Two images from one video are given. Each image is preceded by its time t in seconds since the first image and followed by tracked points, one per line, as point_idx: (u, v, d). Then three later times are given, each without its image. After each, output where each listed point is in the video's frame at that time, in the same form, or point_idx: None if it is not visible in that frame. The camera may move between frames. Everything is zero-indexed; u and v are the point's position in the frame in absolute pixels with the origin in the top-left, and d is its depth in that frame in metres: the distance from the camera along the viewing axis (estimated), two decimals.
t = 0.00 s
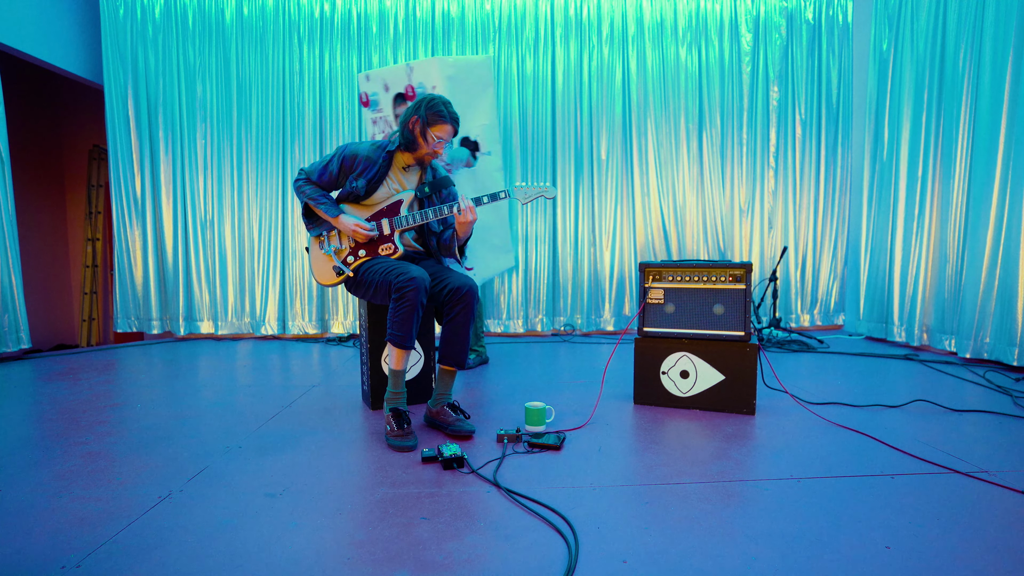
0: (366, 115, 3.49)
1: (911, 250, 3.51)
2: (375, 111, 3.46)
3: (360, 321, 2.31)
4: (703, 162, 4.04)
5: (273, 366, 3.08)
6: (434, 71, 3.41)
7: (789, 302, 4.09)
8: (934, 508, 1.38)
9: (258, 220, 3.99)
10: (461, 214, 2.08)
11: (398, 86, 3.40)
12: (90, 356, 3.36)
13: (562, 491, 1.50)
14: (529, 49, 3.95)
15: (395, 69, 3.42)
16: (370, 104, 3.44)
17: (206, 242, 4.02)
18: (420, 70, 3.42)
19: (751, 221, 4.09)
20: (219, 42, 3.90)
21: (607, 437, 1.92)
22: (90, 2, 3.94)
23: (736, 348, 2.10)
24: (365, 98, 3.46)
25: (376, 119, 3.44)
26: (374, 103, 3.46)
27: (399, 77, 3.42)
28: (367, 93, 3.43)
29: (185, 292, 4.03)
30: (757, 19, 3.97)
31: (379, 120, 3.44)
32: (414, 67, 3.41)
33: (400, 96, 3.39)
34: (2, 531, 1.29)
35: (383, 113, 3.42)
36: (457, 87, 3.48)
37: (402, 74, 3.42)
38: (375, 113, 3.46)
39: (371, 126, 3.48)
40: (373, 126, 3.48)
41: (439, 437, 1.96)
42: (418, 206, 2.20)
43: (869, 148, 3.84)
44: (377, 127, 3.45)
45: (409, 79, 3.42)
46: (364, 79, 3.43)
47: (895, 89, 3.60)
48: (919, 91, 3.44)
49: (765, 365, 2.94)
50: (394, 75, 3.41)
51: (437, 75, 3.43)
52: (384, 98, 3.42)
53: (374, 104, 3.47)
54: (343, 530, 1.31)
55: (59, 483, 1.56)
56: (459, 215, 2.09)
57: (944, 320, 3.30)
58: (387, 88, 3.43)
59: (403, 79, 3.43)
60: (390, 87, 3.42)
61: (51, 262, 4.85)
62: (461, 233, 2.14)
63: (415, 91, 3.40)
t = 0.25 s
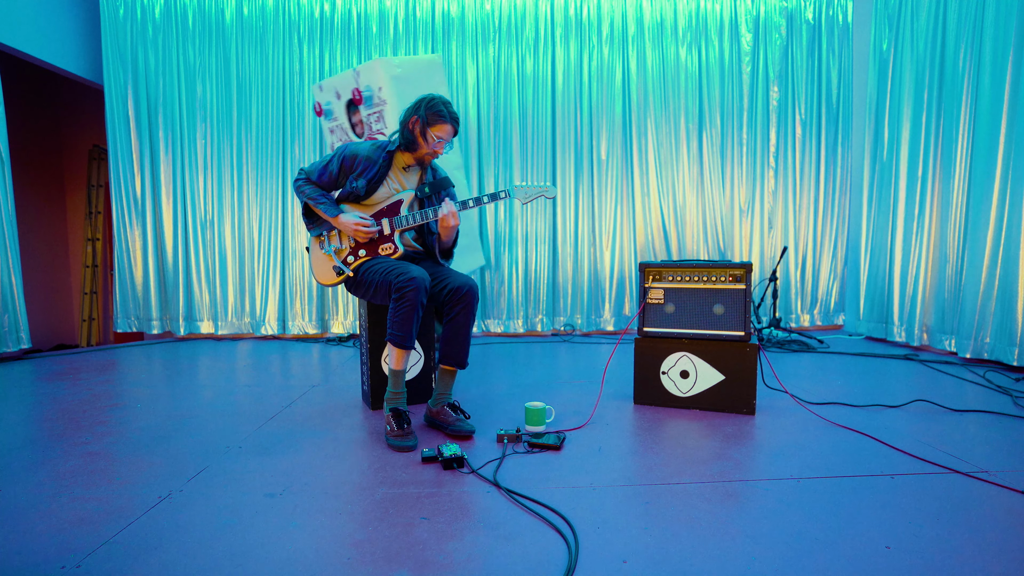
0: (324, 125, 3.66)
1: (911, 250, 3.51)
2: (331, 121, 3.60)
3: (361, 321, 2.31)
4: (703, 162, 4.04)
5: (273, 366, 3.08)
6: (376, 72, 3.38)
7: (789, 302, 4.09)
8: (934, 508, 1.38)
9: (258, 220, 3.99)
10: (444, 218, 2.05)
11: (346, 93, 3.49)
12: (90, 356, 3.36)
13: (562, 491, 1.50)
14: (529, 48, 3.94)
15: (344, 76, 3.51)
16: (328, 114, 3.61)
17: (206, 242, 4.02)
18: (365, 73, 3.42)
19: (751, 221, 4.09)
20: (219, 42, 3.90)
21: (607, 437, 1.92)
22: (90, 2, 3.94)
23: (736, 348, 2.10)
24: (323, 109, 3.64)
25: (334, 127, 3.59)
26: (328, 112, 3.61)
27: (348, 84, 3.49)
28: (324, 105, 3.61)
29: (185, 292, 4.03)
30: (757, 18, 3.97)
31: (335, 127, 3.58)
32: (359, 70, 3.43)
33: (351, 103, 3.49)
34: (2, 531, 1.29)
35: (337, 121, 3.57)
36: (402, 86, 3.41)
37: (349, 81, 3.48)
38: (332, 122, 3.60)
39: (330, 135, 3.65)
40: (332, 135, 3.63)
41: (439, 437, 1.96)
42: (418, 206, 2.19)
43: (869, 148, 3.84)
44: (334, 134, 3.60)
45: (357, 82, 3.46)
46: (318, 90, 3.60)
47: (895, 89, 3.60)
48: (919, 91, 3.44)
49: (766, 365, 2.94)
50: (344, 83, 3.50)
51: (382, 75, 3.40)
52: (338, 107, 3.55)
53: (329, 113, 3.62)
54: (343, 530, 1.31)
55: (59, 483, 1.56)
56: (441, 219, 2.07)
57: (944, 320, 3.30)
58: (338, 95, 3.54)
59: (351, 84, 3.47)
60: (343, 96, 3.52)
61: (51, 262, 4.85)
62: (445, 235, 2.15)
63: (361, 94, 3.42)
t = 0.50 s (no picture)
0: (295, 116, 3.58)
1: (911, 250, 3.51)
2: (303, 112, 3.55)
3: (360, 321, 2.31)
4: (703, 163, 4.04)
5: (273, 366, 3.08)
6: (365, 73, 3.37)
7: (789, 302, 4.09)
8: (934, 508, 1.39)
9: (258, 220, 3.99)
10: (440, 218, 2.04)
11: (325, 87, 3.46)
12: (89, 356, 3.36)
13: (562, 491, 1.50)
14: (529, 48, 3.94)
15: (325, 69, 3.45)
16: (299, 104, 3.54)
17: (206, 242, 4.02)
18: (350, 71, 3.40)
19: (751, 221, 4.09)
20: (219, 42, 3.90)
21: (607, 437, 1.92)
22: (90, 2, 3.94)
23: (735, 348, 2.10)
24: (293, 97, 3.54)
25: (306, 120, 3.56)
26: (301, 104, 3.53)
27: (329, 78, 3.45)
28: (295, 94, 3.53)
29: (185, 292, 4.03)
30: (757, 19, 3.97)
31: (309, 122, 3.56)
32: (345, 67, 3.41)
33: (330, 98, 3.47)
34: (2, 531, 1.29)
35: (311, 114, 3.53)
36: (391, 89, 3.38)
37: (332, 76, 3.45)
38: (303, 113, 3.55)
39: (300, 127, 3.60)
40: (302, 126, 3.59)
41: (439, 437, 1.96)
42: (418, 205, 2.19)
43: (869, 148, 3.84)
44: (306, 128, 3.57)
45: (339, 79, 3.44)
46: (291, 79, 3.52)
47: (895, 89, 3.60)
48: (919, 91, 3.44)
49: (766, 365, 2.94)
50: (322, 76, 3.46)
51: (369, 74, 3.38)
52: (313, 99, 3.50)
53: (302, 105, 3.54)
54: (344, 530, 1.31)
55: (59, 483, 1.56)
56: (438, 220, 2.05)
57: (944, 320, 3.30)
58: (315, 88, 3.49)
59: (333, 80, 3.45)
60: (319, 88, 3.48)
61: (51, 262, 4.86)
62: (444, 236, 2.14)
63: (346, 93, 3.41)
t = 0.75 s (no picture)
0: (261, 108, 3.28)
1: (911, 251, 3.51)
2: (270, 105, 3.27)
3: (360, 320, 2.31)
4: (703, 163, 4.04)
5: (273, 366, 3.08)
6: (347, 74, 3.20)
7: (789, 302, 4.09)
8: (934, 508, 1.39)
9: (259, 220, 3.99)
10: (440, 218, 2.03)
11: (299, 82, 3.23)
12: (89, 356, 3.36)
13: (562, 491, 1.50)
14: (529, 48, 3.94)
15: (301, 62, 3.21)
16: (265, 96, 3.26)
17: (206, 242, 4.02)
18: (331, 68, 3.20)
19: (751, 221, 4.09)
20: (219, 42, 3.90)
21: (607, 437, 1.92)
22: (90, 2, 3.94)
23: (735, 348, 2.10)
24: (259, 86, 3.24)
25: (274, 114, 3.29)
26: (270, 96, 3.25)
27: (305, 73, 3.22)
28: (263, 84, 3.23)
29: (185, 292, 4.03)
30: (757, 19, 3.97)
31: (278, 116, 3.29)
32: (324, 63, 3.20)
33: (304, 94, 3.25)
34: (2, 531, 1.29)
35: (281, 108, 3.27)
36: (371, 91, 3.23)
37: (309, 72, 3.22)
38: (270, 106, 3.26)
39: (265, 120, 3.30)
40: (268, 120, 3.30)
41: (439, 437, 1.96)
42: (418, 205, 2.19)
43: (869, 148, 3.84)
44: (273, 122, 3.29)
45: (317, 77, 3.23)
46: (259, 68, 3.22)
47: (895, 90, 3.61)
48: (919, 91, 3.44)
49: (765, 365, 2.94)
50: (297, 70, 3.21)
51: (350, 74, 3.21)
52: (283, 92, 3.24)
53: (272, 97, 3.26)
54: (343, 530, 1.31)
55: (59, 483, 1.56)
56: (438, 220, 2.04)
57: (944, 320, 3.30)
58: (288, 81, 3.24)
59: (310, 77, 3.23)
60: (291, 82, 3.23)
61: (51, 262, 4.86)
62: (445, 236, 2.14)
63: (326, 92, 3.21)
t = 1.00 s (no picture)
0: (208, 113, 2.85)
1: (911, 251, 3.51)
2: (220, 109, 2.83)
3: (361, 320, 2.31)
4: (703, 163, 4.04)
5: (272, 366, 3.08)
6: (303, 69, 2.73)
7: (789, 302, 4.09)
8: (934, 508, 1.38)
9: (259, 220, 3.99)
10: (440, 219, 2.03)
11: (249, 82, 2.78)
12: (89, 356, 3.36)
13: (562, 491, 1.50)
14: (529, 48, 3.94)
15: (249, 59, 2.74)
16: (214, 99, 2.82)
17: (206, 243, 4.01)
18: (283, 64, 2.74)
19: (751, 221, 4.09)
20: (219, 42, 3.90)
21: (607, 437, 1.92)
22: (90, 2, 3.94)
23: (735, 348, 2.10)
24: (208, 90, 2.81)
25: (224, 118, 2.84)
26: (219, 100, 2.82)
27: (255, 72, 2.76)
28: (210, 86, 2.79)
29: (185, 292, 4.03)
30: (757, 19, 3.97)
31: (227, 119, 2.84)
32: (274, 59, 2.73)
33: (256, 93, 2.79)
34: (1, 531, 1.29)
35: (230, 111, 2.83)
36: (331, 87, 2.79)
37: (258, 69, 2.76)
38: (220, 110, 2.83)
39: (214, 125, 2.87)
40: (217, 125, 2.86)
41: (439, 437, 1.95)
42: (418, 206, 2.19)
43: (869, 148, 3.84)
44: (223, 128, 2.85)
45: (268, 74, 2.76)
46: (203, 71, 2.78)
47: (895, 90, 3.61)
48: (919, 91, 3.44)
49: (766, 365, 2.94)
50: (246, 69, 2.76)
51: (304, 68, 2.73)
52: (233, 95, 2.80)
53: (222, 101, 2.83)
54: (343, 530, 1.31)
55: (59, 483, 1.56)
56: (438, 221, 2.04)
57: (944, 320, 3.30)
58: (236, 81, 2.79)
59: (260, 74, 2.76)
60: (240, 83, 2.78)
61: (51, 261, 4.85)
62: (445, 236, 2.13)
63: (280, 88, 2.76)
